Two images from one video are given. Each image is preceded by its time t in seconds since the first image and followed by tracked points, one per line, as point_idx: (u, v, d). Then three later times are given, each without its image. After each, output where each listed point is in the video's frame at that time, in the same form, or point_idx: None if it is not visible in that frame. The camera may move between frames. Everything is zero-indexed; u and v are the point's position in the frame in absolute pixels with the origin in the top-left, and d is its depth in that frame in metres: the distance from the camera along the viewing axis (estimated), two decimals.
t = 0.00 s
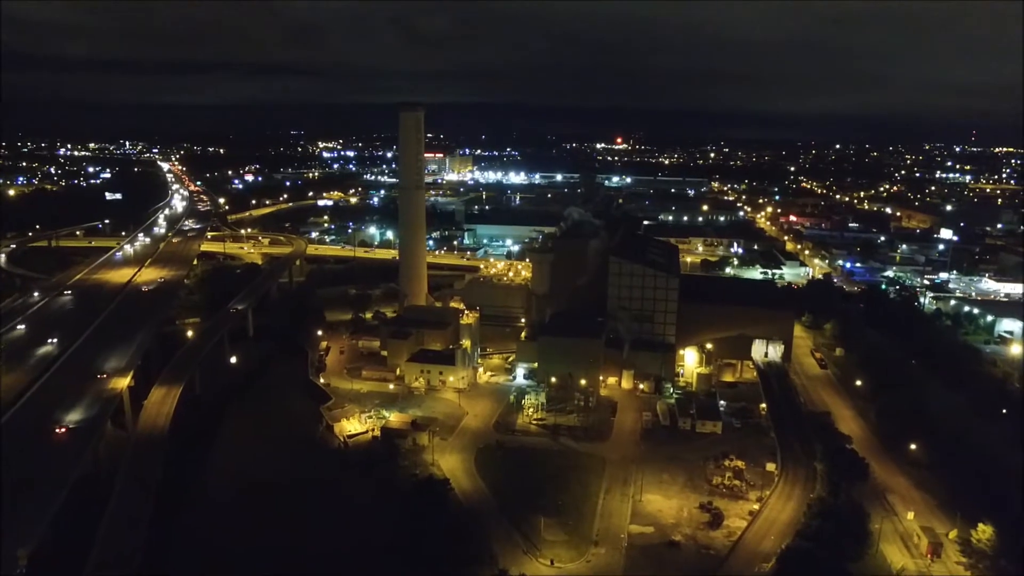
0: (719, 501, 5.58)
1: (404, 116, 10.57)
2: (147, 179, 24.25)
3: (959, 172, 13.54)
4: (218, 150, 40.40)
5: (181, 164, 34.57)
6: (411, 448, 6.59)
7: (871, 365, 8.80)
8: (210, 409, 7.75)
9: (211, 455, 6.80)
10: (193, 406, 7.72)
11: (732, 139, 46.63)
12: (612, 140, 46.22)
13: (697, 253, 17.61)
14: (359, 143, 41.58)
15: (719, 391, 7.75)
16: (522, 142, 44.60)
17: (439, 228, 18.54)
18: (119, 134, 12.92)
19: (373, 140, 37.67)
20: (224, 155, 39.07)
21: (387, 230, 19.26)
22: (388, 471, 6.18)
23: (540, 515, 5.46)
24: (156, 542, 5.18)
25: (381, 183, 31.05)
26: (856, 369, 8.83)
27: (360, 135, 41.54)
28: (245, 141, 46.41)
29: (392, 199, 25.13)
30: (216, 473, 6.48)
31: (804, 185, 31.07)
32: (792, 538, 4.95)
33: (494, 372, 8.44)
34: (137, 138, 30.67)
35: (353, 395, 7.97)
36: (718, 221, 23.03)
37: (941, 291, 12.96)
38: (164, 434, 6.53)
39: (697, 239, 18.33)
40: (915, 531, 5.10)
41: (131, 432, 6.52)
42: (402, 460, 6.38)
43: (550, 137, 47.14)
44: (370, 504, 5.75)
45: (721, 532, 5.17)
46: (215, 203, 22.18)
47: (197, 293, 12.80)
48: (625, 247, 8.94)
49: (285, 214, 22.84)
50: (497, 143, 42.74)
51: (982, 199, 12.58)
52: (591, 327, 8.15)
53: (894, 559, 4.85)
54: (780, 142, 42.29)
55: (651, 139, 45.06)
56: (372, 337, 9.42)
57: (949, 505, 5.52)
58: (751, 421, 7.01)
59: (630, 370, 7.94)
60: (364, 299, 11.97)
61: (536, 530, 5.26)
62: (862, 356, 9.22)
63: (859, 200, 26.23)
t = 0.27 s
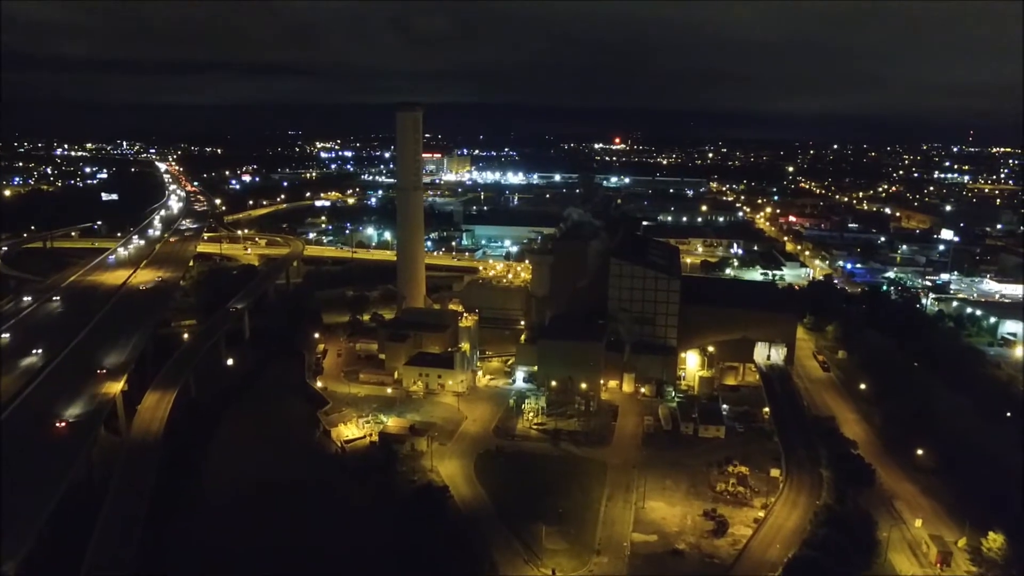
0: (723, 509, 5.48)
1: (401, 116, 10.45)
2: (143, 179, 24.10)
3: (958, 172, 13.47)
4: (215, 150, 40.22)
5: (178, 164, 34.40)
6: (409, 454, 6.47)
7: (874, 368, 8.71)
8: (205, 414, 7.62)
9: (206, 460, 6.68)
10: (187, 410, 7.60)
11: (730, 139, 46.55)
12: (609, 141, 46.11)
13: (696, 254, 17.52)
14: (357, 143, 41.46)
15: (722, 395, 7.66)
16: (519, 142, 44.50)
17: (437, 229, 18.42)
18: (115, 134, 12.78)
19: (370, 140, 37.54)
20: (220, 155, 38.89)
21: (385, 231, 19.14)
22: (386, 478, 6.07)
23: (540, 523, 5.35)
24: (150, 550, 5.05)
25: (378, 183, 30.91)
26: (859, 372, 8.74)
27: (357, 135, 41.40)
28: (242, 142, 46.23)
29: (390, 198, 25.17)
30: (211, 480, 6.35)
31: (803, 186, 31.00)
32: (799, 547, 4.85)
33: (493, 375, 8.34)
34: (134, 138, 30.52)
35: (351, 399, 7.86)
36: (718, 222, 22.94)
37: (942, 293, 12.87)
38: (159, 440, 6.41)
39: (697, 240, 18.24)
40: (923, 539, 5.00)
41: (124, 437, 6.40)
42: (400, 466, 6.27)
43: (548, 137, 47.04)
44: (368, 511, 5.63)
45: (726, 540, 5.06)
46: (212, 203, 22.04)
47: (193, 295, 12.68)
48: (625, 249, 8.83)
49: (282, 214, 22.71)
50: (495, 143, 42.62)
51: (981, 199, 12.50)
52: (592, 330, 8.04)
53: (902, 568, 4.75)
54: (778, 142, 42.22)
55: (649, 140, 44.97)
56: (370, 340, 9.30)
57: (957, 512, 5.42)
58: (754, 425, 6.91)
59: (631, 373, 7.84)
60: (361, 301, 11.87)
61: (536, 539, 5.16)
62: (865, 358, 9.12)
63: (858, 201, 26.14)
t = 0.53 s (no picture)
0: (727, 516, 5.39)
1: (399, 115, 10.34)
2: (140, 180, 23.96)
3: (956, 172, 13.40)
4: (213, 151, 40.08)
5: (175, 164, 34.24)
6: (408, 460, 6.37)
7: (877, 371, 8.61)
8: (200, 419, 7.51)
9: (200, 467, 6.57)
10: (182, 415, 7.48)
11: (728, 139, 46.48)
12: (608, 141, 46.02)
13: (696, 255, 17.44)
14: (355, 143, 41.39)
15: (724, 399, 7.57)
16: (518, 143, 44.44)
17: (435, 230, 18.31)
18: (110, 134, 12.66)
19: (368, 140, 37.41)
20: (218, 155, 38.75)
21: (383, 232, 19.02)
22: (385, 485, 5.97)
23: (541, 530, 5.26)
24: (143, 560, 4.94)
25: (376, 183, 30.79)
26: (863, 375, 8.64)
27: (355, 135, 41.28)
28: (240, 142, 46.07)
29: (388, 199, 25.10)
30: (205, 487, 6.24)
31: (801, 185, 30.93)
32: (806, 556, 4.75)
33: (492, 378, 8.23)
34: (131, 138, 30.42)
35: (348, 403, 7.75)
36: (717, 222, 22.88)
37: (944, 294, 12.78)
38: (152, 446, 6.30)
39: (696, 241, 18.16)
40: (933, 548, 4.90)
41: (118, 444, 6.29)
42: (399, 473, 6.16)
43: (546, 137, 46.95)
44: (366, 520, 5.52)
45: (731, 549, 4.97)
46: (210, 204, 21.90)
47: (189, 297, 12.56)
48: (626, 250, 8.74)
49: (280, 215, 22.58)
50: (493, 143, 42.51)
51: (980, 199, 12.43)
52: (593, 333, 7.94)
53: None
54: (776, 142, 42.15)
55: (648, 140, 44.89)
56: (368, 343, 9.20)
57: (966, 519, 5.33)
58: (758, 430, 6.82)
59: (633, 377, 7.74)
60: (359, 303, 11.76)
61: (537, 547, 5.05)
62: (868, 361, 9.03)
63: (857, 201, 26.07)
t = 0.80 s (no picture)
0: (732, 524, 5.28)
1: (398, 115, 10.23)
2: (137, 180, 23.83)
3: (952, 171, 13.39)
4: (210, 151, 39.93)
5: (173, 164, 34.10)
6: (407, 466, 6.26)
7: (882, 374, 8.51)
8: (195, 425, 7.38)
9: (194, 475, 6.45)
10: (176, 421, 7.36)
11: (726, 139, 46.40)
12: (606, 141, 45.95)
13: (696, 256, 17.36)
14: (353, 143, 41.26)
15: (728, 402, 7.47)
16: (516, 143, 44.35)
17: (434, 230, 18.19)
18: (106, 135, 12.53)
19: (366, 140, 37.30)
20: (215, 155, 38.61)
21: (381, 233, 18.90)
22: (383, 493, 5.86)
23: (542, 539, 5.15)
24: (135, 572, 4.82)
25: (374, 184, 30.67)
26: (867, 378, 8.54)
27: (353, 135, 41.17)
28: (238, 142, 45.93)
29: (386, 199, 25.20)
30: (199, 494, 6.12)
31: (801, 185, 30.85)
32: (813, 566, 4.65)
33: (492, 382, 8.13)
34: (129, 139, 30.29)
35: (346, 406, 7.64)
36: (716, 223, 22.80)
37: (947, 295, 12.69)
38: (145, 454, 6.17)
39: (696, 242, 18.08)
40: (944, 558, 4.80)
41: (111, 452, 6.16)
42: (397, 480, 6.05)
43: (544, 138, 46.86)
44: (363, 530, 5.40)
45: (737, 558, 4.86)
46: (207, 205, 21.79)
47: (186, 299, 12.43)
48: (626, 252, 8.64)
49: (278, 215, 22.46)
50: (491, 143, 42.44)
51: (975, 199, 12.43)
52: (594, 336, 7.85)
53: None
54: (775, 142, 42.07)
55: (646, 140, 44.82)
56: (366, 345, 9.08)
57: (976, 528, 5.22)
58: (762, 434, 6.72)
59: (634, 380, 7.64)
60: (357, 305, 11.65)
61: (539, 556, 4.94)
62: (872, 364, 8.93)
63: (857, 201, 26.00)
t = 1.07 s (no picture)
0: (738, 531, 5.19)
1: (396, 115, 10.13)
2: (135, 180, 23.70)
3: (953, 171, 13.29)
4: (208, 151, 39.78)
5: (170, 164, 33.96)
6: (405, 471, 6.15)
7: (885, 377, 8.42)
8: (190, 430, 7.26)
9: (190, 480, 6.34)
10: (172, 425, 7.25)
11: (724, 139, 46.34)
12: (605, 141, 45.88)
13: (696, 256, 17.27)
14: (351, 143, 41.12)
15: (731, 406, 7.38)
16: (514, 143, 44.24)
17: (432, 231, 18.08)
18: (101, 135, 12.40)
19: (364, 139, 37.17)
20: (213, 155, 38.46)
21: (379, 233, 18.79)
22: (381, 500, 5.75)
23: (544, 547, 5.04)
24: None
25: (372, 184, 30.53)
26: (871, 381, 8.45)
27: (351, 135, 41.04)
28: (235, 142, 45.78)
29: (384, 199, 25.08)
30: (194, 500, 6.00)
31: (800, 185, 30.78)
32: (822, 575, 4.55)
33: (492, 385, 8.03)
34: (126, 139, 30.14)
35: (344, 410, 7.54)
36: (716, 223, 22.71)
37: (949, 296, 12.60)
38: (139, 459, 6.06)
39: (696, 242, 17.98)
40: (954, 566, 4.71)
41: (105, 457, 6.05)
42: (396, 486, 5.95)
43: (543, 138, 46.76)
44: (361, 538, 5.30)
45: (743, 567, 4.76)
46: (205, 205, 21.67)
47: (182, 300, 12.31)
48: (628, 253, 8.54)
49: (276, 216, 22.33)
50: (490, 143, 42.34)
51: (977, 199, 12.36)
52: (595, 338, 7.75)
53: None
54: (773, 142, 42.00)
55: (645, 140, 44.74)
56: (364, 348, 8.97)
57: (986, 536, 5.13)
58: (766, 439, 6.62)
59: (636, 384, 7.55)
60: (355, 307, 11.53)
61: (541, 564, 4.84)
62: (875, 367, 8.84)
63: (856, 201, 25.93)
